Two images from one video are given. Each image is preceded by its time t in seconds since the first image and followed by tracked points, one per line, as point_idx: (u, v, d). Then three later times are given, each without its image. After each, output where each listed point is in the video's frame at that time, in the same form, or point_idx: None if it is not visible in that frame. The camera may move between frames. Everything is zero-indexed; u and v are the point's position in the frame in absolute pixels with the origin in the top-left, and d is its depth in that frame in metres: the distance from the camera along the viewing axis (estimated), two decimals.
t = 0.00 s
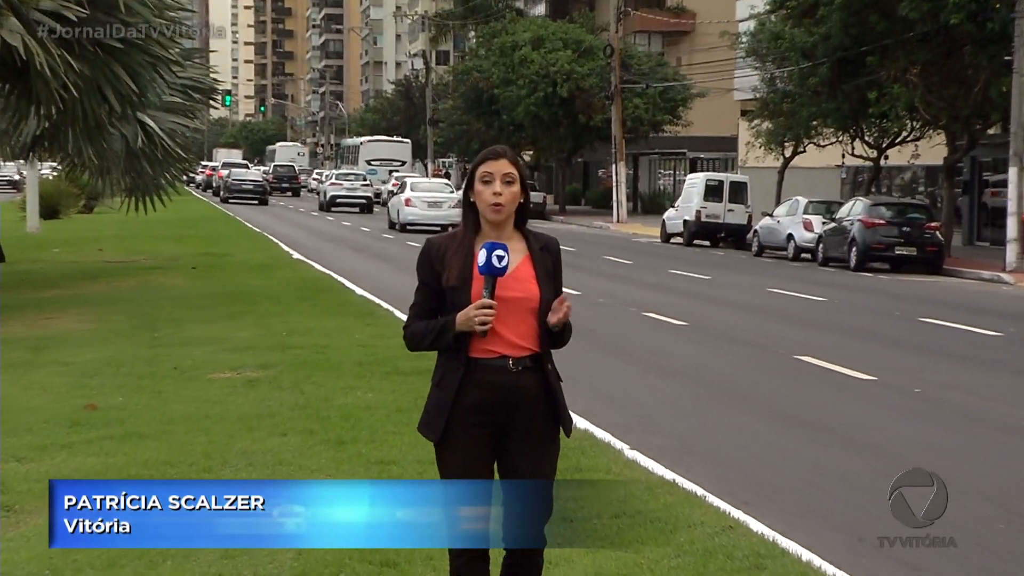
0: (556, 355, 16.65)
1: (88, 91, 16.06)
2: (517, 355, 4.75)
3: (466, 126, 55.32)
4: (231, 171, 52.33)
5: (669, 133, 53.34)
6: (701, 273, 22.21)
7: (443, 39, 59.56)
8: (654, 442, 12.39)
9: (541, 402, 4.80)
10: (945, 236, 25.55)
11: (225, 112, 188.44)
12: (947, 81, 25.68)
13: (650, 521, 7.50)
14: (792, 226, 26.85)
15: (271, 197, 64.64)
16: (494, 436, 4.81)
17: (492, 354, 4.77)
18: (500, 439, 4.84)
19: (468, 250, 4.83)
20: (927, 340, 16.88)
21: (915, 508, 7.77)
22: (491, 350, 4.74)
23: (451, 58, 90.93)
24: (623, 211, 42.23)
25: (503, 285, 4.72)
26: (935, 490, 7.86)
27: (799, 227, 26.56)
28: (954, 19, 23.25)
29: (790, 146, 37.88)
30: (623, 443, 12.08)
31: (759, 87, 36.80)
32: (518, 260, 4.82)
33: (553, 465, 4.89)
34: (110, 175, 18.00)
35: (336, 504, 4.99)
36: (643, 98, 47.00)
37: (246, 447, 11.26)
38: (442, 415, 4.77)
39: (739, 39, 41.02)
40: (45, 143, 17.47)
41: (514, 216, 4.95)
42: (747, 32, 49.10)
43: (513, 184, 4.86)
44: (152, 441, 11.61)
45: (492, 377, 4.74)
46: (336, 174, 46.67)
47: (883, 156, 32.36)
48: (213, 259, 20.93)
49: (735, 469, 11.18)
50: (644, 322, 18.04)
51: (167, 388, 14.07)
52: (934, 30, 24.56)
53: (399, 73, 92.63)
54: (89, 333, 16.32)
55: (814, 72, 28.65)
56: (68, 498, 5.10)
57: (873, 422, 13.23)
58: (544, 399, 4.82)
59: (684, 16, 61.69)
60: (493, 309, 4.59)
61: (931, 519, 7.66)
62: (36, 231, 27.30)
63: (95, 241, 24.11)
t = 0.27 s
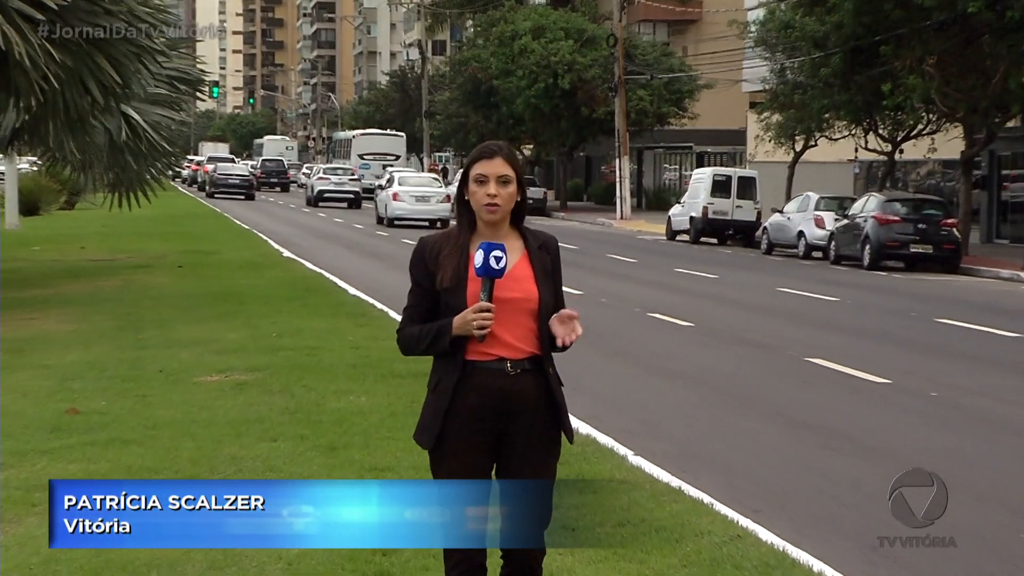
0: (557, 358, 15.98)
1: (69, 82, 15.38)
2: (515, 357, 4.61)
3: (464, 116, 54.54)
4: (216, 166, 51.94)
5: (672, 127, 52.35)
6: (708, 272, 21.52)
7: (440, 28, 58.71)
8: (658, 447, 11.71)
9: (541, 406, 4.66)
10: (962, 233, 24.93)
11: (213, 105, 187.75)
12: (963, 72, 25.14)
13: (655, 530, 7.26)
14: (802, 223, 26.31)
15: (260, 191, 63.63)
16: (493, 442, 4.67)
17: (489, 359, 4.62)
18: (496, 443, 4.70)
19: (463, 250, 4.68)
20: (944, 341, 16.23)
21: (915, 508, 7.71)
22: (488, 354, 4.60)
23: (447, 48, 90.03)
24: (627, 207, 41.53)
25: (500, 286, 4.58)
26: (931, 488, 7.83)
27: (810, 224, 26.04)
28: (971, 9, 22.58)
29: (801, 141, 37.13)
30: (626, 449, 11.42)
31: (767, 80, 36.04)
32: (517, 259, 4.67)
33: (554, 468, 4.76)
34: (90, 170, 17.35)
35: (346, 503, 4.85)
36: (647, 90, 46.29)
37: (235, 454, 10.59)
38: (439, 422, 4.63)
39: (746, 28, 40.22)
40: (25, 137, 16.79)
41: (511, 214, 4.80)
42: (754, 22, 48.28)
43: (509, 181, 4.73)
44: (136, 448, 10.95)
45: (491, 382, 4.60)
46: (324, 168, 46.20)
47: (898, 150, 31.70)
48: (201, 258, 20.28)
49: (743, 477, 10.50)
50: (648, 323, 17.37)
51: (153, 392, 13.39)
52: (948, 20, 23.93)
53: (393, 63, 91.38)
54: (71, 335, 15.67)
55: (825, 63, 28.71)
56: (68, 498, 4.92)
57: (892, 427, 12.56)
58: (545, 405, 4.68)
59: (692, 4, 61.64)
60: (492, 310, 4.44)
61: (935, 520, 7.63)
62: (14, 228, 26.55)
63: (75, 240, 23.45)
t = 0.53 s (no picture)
0: (558, 360, 15.36)
1: (51, 75, 14.76)
2: (515, 362, 4.55)
3: (462, 108, 54.05)
4: (202, 161, 51.64)
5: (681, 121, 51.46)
6: (715, 272, 20.90)
7: (438, 18, 57.86)
8: (663, 453, 11.10)
9: (541, 411, 4.60)
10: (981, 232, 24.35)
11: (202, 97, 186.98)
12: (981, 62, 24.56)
13: (661, 541, 6.96)
14: (814, 221, 25.75)
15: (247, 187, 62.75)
16: (492, 447, 4.61)
17: (488, 363, 4.56)
18: (495, 446, 4.64)
19: (461, 251, 4.63)
20: (960, 342, 15.67)
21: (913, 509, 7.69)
22: (486, 358, 4.54)
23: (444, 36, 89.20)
24: (631, 204, 40.95)
25: (499, 288, 4.53)
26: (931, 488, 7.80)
27: (821, 222, 25.46)
28: None
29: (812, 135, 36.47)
30: (630, 455, 10.83)
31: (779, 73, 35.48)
32: (515, 260, 4.63)
33: (554, 469, 4.70)
34: (75, 166, 16.79)
35: (347, 503, 4.58)
36: (652, 82, 45.66)
37: (223, 461, 9.98)
38: (437, 428, 4.56)
39: (756, 17, 39.56)
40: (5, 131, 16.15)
41: (507, 212, 4.75)
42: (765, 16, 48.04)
43: (506, 178, 4.69)
44: (120, 455, 10.34)
45: (490, 387, 4.54)
46: (312, 164, 45.69)
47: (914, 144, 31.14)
48: (189, 257, 19.67)
49: (751, 484, 9.89)
50: (652, 325, 16.76)
51: (139, 396, 12.77)
52: (965, 10, 23.25)
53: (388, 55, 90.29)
54: (52, 337, 15.02)
55: (839, 55, 28.29)
56: (68, 498, 4.68)
57: (912, 432, 11.95)
58: (545, 409, 4.63)
59: None
60: (492, 314, 4.40)
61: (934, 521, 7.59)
62: None
63: (58, 238, 22.79)
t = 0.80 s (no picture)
0: (560, 363, 14.70)
1: (29, 66, 14.13)
2: (516, 367, 4.25)
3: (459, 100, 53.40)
4: (186, 155, 51.16)
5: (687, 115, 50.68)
6: (723, 272, 20.22)
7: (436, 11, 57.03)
8: (670, 462, 10.42)
9: (544, 419, 4.30)
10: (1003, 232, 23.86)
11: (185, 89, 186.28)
12: (1001, 54, 23.84)
13: (668, 551, 6.53)
14: (827, 219, 25.14)
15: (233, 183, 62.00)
16: (492, 457, 4.30)
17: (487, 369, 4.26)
18: (495, 455, 4.33)
19: (456, 250, 4.32)
20: (980, 344, 15.07)
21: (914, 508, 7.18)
22: (486, 363, 4.23)
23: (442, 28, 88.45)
24: (636, 201, 40.33)
25: (498, 289, 4.22)
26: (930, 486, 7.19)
27: (835, 220, 24.87)
28: None
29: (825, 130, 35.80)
30: (636, 463, 10.17)
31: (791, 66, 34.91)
32: (514, 259, 4.33)
33: (557, 472, 4.39)
34: (55, 159, 16.18)
35: (347, 502, 4.35)
36: (657, 76, 45.02)
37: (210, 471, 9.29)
38: (435, 438, 4.26)
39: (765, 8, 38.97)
40: None
41: (505, 208, 4.44)
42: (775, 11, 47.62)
43: (505, 169, 4.37)
44: (104, 463, 9.68)
45: (490, 394, 4.23)
46: (299, 159, 45.10)
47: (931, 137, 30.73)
48: (174, 257, 19.01)
49: (762, 493, 9.19)
50: (659, 328, 16.09)
51: (122, 402, 12.10)
52: None
53: (383, 47, 89.32)
54: (32, 341, 14.36)
55: (852, 45, 27.72)
56: (68, 498, 4.53)
57: (939, 439, 11.28)
58: (548, 416, 4.32)
59: None
60: (492, 318, 4.11)
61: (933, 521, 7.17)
62: None
63: (41, 238, 22.13)
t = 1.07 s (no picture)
0: (560, 366, 14.08)
1: (6, 57, 13.52)
2: (511, 370, 4.13)
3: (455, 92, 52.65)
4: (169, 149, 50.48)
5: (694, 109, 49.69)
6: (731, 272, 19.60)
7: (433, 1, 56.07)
8: (676, 469, 9.77)
9: (543, 424, 4.16)
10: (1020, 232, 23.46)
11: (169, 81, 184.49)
12: (1023, 45, 23.14)
13: (674, 567, 6.40)
14: (841, 218, 24.50)
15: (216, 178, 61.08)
16: (487, 461, 4.18)
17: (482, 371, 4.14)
18: (492, 460, 4.21)
19: (451, 249, 4.20)
20: (997, 344, 14.59)
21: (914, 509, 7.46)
22: (482, 366, 4.11)
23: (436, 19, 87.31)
24: (641, 200, 39.65)
25: (493, 289, 4.10)
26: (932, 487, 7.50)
27: (849, 218, 24.26)
28: None
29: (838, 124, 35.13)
30: (641, 472, 9.51)
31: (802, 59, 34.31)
32: (511, 258, 4.21)
33: (557, 478, 4.27)
34: (34, 154, 15.61)
35: (348, 502, 4.35)
36: (662, 66, 44.44)
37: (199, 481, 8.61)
38: (428, 442, 4.15)
39: None
40: None
41: (505, 205, 4.31)
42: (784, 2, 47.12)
43: (506, 165, 4.25)
44: (86, 471, 9.05)
45: (484, 398, 4.11)
46: (284, 153, 44.44)
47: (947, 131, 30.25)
48: (159, 256, 18.39)
49: (775, 503, 8.49)
50: (664, 329, 15.47)
51: (104, 408, 11.46)
52: None
53: (374, 36, 88.04)
54: (11, 344, 13.71)
55: (866, 36, 27.02)
56: (68, 497, 4.48)
57: (965, 447, 10.64)
58: (546, 420, 4.19)
59: None
60: (484, 318, 3.99)
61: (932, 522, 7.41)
62: None
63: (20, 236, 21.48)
